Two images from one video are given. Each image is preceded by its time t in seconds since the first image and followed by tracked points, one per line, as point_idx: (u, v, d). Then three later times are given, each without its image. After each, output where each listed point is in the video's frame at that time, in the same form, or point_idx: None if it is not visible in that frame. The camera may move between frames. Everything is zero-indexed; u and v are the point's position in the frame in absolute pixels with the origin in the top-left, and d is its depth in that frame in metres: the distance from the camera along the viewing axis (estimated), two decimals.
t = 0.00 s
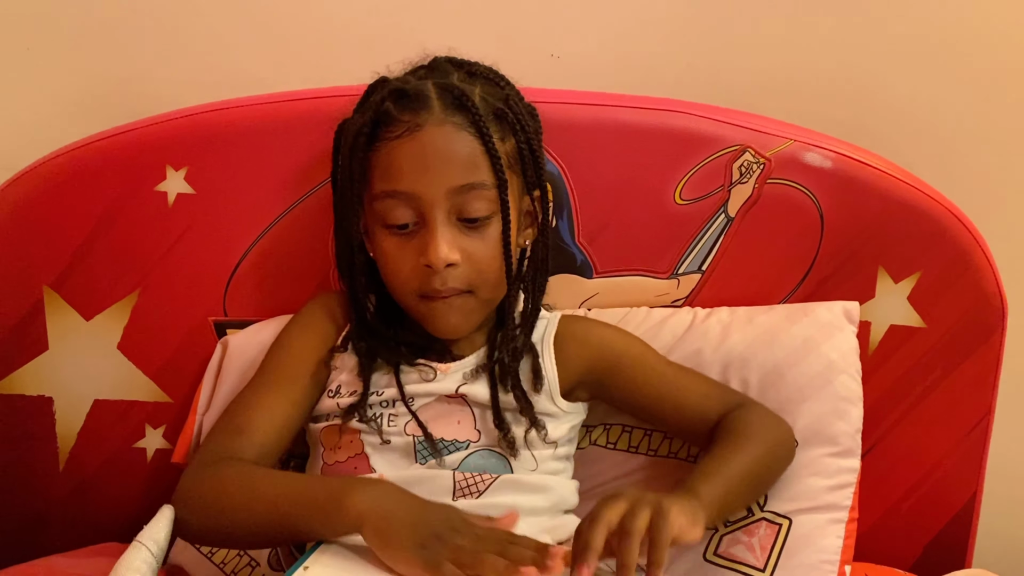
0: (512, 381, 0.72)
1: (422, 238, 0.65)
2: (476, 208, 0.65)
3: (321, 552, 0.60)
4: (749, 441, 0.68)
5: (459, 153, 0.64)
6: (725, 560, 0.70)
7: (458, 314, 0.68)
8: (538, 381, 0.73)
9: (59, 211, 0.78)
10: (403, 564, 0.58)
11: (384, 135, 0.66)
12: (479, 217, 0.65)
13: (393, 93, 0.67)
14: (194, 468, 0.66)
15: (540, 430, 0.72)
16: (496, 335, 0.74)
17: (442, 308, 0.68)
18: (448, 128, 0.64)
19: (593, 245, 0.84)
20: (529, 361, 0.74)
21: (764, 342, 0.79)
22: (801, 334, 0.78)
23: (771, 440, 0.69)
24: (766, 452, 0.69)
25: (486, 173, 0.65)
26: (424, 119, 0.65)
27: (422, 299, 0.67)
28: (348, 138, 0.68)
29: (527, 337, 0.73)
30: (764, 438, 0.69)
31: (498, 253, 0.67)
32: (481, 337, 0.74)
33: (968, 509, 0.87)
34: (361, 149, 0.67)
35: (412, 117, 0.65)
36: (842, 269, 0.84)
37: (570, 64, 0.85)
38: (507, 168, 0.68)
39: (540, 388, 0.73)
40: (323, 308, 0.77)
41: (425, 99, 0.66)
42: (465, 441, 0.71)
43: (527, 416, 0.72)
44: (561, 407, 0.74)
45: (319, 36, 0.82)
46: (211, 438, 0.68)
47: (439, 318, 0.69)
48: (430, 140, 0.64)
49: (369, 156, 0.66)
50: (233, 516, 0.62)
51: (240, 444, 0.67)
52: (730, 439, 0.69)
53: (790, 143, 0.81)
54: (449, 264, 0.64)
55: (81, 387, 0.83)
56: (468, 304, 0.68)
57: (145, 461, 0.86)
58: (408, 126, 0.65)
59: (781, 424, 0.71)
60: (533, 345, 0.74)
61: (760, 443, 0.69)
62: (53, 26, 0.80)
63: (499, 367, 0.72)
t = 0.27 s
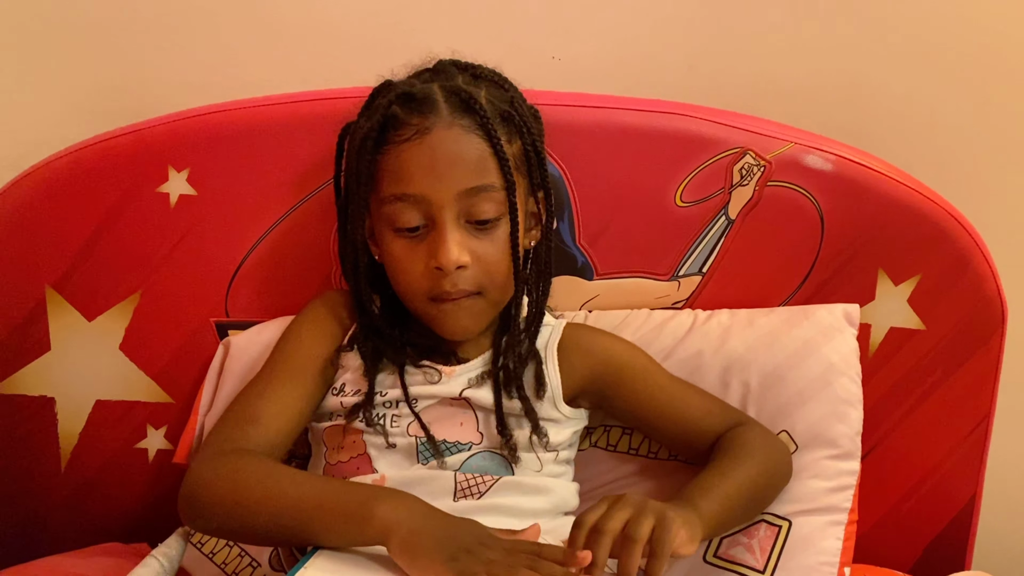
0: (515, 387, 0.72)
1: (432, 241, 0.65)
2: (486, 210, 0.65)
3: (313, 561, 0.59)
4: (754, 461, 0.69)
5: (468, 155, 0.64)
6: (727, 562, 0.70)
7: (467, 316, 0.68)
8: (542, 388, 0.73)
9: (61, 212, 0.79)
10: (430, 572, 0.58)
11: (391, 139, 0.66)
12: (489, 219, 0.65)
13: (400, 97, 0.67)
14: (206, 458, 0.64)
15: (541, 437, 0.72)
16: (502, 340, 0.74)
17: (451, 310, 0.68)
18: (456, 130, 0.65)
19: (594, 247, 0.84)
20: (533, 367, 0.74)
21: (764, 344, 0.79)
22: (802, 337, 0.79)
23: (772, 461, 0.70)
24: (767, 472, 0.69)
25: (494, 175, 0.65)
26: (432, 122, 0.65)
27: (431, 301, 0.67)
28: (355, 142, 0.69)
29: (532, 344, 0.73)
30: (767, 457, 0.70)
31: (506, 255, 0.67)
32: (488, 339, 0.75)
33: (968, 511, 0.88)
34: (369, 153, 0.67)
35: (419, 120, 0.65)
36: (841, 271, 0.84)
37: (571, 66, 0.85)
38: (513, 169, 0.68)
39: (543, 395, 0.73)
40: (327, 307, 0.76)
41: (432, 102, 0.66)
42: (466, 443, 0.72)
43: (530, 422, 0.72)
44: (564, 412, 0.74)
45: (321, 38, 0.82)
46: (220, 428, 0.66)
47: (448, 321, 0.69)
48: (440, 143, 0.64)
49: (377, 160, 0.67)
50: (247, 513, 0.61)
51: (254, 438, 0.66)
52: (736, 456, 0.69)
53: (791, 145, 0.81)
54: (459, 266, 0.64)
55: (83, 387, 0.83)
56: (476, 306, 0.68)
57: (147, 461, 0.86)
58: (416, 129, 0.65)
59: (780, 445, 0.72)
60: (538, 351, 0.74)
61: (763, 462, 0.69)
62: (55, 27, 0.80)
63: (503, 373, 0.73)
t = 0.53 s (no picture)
0: (518, 390, 0.73)
1: (435, 243, 0.65)
2: (489, 212, 0.65)
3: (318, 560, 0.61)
4: (751, 458, 0.69)
5: (471, 158, 0.65)
6: (726, 564, 0.71)
7: (470, 317, 0.69)
8: (544, 390, 0.73)
9: (63, 213, 0.79)
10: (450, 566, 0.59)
11: (394, 142, 0.66)
12: (491, 220, 0.65)
13: (402, 100, 0.67)
14: (213, 458, 0.64)
15: (543, 440, 0.72)
16: (503, 345, 0.74)
17: (454, 312, 0.68)
18: (459, 133, 0.65)
19: (595, 249, 0.85)
20: (535, 370, 0.74)
21: (765, 347, 0.79)
22: (803, 340, 0.79)
23: (769, 458, 0.70)
24: (764, 470, 0.70)
25: (497, 177, 0.65)
26: (434, 125, 0.65)
27: (434, 303, 0.68)
28: (357, 145, 0.69)
29: (534, 346, 0.74)
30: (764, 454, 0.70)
31: (509, 257, 0.68)
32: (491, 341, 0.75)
33: (968, 513, 0.88)
34: (372, 156, 0.67)
35: (422, 123, 0.66)
36: (842, 273, 0.84)
37: (572, 68, 0.85)
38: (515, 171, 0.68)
39: (545, 397, 0.73)
40: (334, 308, 0.77)
41: (435, 104, 0.66)
42: (469, 446, 0.72)
43: (532, 423, 0.72)
44: (566, 415, 0.74)
45: (322, 39, 0.82)
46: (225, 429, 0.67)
47: (451, 322, 0.69)
48: (442, 146, 0.64)
49: (380, 162, 0.67)
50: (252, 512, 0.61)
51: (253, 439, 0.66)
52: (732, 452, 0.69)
53: (792, 147, 0.81)
54: (463, 269, 0.64)
55: (84, 388, 0.83)
56: (479, 308, 0.69)
57: (148, 462, 0.86)
58: (419, 132, 0.65)
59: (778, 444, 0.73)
60: (540, 354, 0.74)
61: (760, 460, 0.70)
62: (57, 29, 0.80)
63: (506, 376, 0.73)
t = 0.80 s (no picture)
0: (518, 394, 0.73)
1: (439, 244, 0.65)
2: (494, 214, 0.65)
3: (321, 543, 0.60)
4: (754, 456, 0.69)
5: (476, 160, 0.65)
6: (727, 566, 0.71)
7: (473, 319, 0.69)
8: (543, 395, 0.73)
9: (66, 215, 0.79)
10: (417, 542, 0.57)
11: (399, 143, 0.66)
12: (496, 222, 0.66)
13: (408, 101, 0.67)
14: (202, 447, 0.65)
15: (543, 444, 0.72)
16: (503, 350, 0.74)
17: (457, 313, 0.68)
18: (465, 135, 0.65)
19: (597, 250, 0.85)
20: (536, 374, 0.74)
21: (767, 349, 0.79)
22: (805, 343, 0.79)
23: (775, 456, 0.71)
24: (770, 467, 0.70)
25: (502, 180, 0.66)
26: (441, 126, 0.65)
27: (437, 304, 0.67)
28: (362, 146, 0.69)
29: (535, 351, 0.74)
30: (770, 453, 0.71)
31: (513, 259, 0.68)
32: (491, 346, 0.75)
33: (969, 516, 0.88)
34: (377, 157, 0.67)
35: (428, 125, 0.66)
36: (844, 275, 0.84)
37: (574, 71, 0.85)
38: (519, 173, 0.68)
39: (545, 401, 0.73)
40: (333, 311, 0.77)
41: (440, 106, 0.66)
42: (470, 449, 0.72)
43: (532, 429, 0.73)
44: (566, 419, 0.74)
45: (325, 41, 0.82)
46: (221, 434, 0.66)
47: (454, 324, 0.69)
48: (449, 147, 0.65)
49: (385, 163, 0.67)
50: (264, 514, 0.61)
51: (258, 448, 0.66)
52: (733, 449, 0.70)
53: (794, 150, 0.81)
54: (466, 270, 0.64)
55: (87, 389, 0.83)
56: (482, 310, 0.69)
57: (151, 463, 0.86)
58: (425, 133, 0.65)
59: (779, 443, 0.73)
60: (540, 358, 0.74)
61: (764, 458, 0.70)
62: (60, 30, 0.80)
63: (506, 380, 0.73)
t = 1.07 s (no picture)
0: (517, 400, 0.73)
1: (441, 247, 0.65)
2: (495, 214, 0.65)
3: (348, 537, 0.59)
4: (762, 454, 0.70)
5: (475, 161, 0.65)
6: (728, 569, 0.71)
7: (477, 321, 0.69)
8: (541, 400, 0.73)
9: (67, 217, 0.79)
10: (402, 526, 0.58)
11: (397, 147, 0.66)
12: (497, 222, 0.66)
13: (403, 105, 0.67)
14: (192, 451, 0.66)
15: (540, 449, 0.72)
16: (503, 355, 0.74)
17: (461, 315, 0.68)
18: (462, 137, 0.65)
19: (597, 254, 0.85)
20: (534, 379, 0.74)
21: (768, 354, 0.79)
22: (805, 348, 0.79)
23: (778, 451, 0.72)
24: (777, 464, 0.71)
25: (501, 180, 0.66)
26: (438, 129, 0.66)
27: (440, 307, 0.68)
28: (359, 151, 0.69)
29: (534, 356, 0.74)
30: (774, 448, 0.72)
31: (514, 259, 0.68)
32: (489, 351, 0.76)
33: (970, 519, 0.88)
34: (375, 162, 0.67)
35: (425, 128, 0.66)
36: (844, 279, 0.84)
37: (575, 74, 0.85)
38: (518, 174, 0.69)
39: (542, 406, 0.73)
40: (329, 316, 0.77)
41: (437, 109, 0.66)
42: (467, 453, 0.72)
43: (529, 434, 0.72)
44: (565, 424, 0.74)
45: (325, 44, 0.82)
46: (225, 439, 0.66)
47: (457, 327, 0.69)
48: (448, 149, 0.65)
49: (383, 168, 0.67)
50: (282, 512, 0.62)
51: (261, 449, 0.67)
52: (744, 452, 0.70)
53: (794, 153, 0.81)
54: (470, 272, 0.64)
55: (88, 391, 0.83)
56: (486, 311, 0.69)
57: (151, 466, 0.86)
58: (423, 136, 0.66)
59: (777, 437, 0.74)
60: (539, 364, 0.74)
61: (770, 454, 0.71)
62: (62, 34, 0.81)
63: (505, 385, 0.73)
